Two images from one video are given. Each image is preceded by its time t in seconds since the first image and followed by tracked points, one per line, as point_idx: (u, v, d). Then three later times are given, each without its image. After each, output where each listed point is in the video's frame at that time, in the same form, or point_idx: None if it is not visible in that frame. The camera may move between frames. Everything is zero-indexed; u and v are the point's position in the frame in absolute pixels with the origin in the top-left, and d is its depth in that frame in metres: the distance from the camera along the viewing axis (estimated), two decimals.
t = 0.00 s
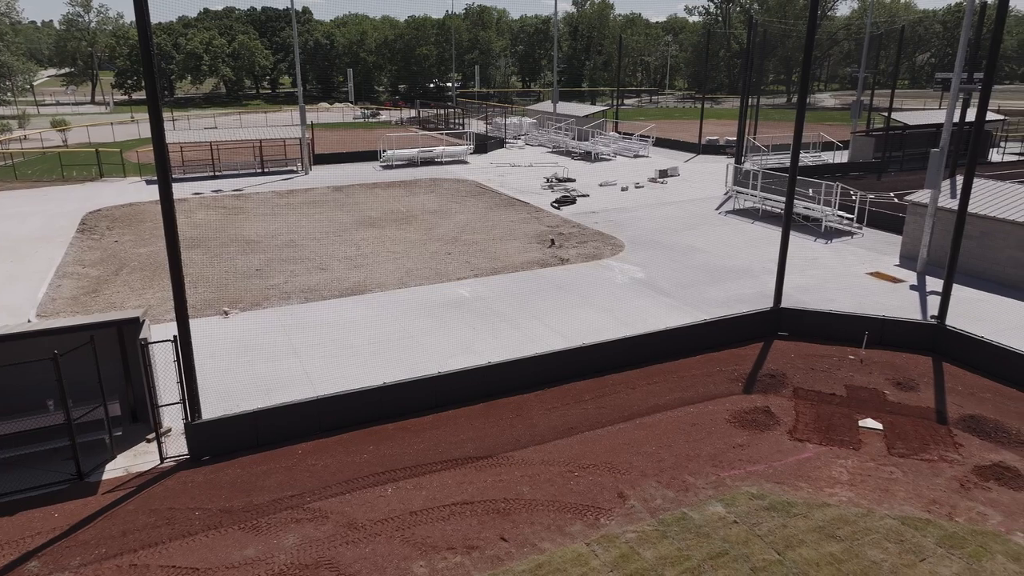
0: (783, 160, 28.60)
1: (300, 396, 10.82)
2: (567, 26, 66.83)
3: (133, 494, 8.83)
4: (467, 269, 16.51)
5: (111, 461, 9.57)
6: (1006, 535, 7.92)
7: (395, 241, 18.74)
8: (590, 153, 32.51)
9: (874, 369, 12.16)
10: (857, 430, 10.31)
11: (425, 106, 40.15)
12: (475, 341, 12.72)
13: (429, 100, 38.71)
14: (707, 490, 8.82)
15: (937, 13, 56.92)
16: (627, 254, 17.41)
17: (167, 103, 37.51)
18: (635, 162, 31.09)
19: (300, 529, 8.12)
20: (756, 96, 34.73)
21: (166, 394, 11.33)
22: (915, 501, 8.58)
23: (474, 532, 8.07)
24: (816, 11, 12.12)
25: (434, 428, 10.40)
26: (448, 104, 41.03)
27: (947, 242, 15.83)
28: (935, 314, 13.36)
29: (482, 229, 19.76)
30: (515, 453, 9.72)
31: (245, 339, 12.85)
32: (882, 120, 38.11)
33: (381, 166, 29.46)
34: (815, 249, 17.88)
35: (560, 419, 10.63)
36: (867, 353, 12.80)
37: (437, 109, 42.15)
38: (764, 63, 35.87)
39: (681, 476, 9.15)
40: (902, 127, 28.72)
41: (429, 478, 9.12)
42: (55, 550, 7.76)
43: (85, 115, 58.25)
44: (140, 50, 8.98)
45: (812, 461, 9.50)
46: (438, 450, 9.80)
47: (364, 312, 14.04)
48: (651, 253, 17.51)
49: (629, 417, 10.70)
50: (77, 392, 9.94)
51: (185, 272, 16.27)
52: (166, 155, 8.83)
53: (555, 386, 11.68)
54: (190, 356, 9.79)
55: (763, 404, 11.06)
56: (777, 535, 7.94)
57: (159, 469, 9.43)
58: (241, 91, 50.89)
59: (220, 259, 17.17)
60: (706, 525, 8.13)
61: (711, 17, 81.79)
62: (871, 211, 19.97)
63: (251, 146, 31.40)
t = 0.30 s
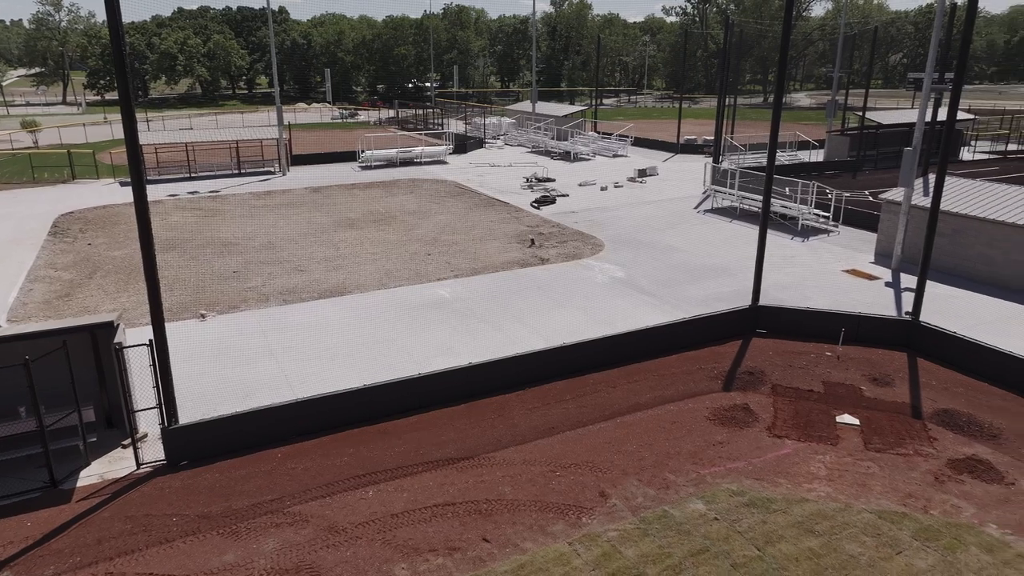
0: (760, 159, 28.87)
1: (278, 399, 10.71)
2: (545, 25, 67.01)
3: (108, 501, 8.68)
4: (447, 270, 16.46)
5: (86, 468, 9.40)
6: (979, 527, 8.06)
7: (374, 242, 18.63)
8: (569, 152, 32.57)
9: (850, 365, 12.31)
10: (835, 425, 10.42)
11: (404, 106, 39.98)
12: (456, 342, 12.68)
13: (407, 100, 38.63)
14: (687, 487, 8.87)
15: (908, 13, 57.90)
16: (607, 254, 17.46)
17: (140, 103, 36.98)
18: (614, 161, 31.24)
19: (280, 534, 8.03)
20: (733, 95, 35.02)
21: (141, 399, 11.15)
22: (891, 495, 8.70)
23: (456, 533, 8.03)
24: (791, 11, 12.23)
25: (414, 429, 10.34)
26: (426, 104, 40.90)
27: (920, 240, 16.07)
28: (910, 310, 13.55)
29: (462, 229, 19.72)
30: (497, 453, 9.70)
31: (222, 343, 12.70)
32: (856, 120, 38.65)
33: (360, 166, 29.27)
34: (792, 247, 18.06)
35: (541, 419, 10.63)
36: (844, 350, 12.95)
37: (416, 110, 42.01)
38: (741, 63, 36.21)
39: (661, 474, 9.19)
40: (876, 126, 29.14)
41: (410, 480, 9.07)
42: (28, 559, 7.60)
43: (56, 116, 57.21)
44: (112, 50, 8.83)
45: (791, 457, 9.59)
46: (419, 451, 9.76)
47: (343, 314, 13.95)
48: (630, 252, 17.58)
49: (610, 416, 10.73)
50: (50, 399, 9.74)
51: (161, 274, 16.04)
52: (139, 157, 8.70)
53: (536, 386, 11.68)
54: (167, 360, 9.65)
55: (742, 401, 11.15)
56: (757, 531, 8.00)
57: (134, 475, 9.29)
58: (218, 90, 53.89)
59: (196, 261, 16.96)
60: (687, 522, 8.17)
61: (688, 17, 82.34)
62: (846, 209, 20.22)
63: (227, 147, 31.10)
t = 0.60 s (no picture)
0: (736, 158, 29.15)
1: (256, 403, 10.58)
2: (523, 25, 66.95)
3: (82, 509, 8.52)
4: (426, 271, 16.39)
5: (58, 476, 9.23)
6: (952, 519, 8.19)
7: (352, 243, 18.50)
8: (548, 152, 32.64)
9: (826, 361, 12.46)
10: (812, 421, 10.53)
11: (381, 106, 39.79)
12: (435, 343, 12.63)
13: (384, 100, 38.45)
14: (667, 485, 8.91)
15: (880, 14, 58.75)
16: (586, 253, 17.51)
17: (112, 104, 36.39)
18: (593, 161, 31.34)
19: (259, 538, 7.94)
20: (709, 95, 35.32)
21: (115, 404, 10.97)
22: (867, 489, 8.81)
23: (437, 535, 7.99)
24: (765, 12, 12.31)
25: (394, 431, 10.28)
26: (404, 104, 40.75)
27: (893, 237, 16.32)
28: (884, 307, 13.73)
29: (441, 230, 19.66)
30: (477, 454, 9.68)
31: (198, 346, 12.53)
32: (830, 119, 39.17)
33: (337, 167, 29.07)
34: (769, 245, 18.24)
35: (522, 419, 10.62)
36: (819, 346, 13.10)
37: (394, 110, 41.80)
38: (716, 63, 36.51)
39: (642, 472, 9.22)
40: (850, 125, 29.56)
41: (390, 482, 9.01)
42: None
43: (25, 117, 56.02)
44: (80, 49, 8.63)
45: (769, 453, 9.68)
46: (399, 453, 9.70)
47: (321, 316, 13.83)
48: (609, 252, 17.63)
49: (590, 415, 10.75)
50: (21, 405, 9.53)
51: (135, 277, 15.80)
52: (110, 158, 8.53)
53: (516, 387, 11.67)
54: (141, 365, 9.49)
55: (721, 399, 11.23)
56: (736, 527, 8.05)
57: (108, 483, 9.11)
58: (192, 92, 52.69)
59: (171, 264, 16.73)
60: (667, 520, 8.21)
61: (665, 17, 82.88)
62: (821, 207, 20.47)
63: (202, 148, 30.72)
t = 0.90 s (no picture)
0: (714, 158, 29.39)
1: (235, 407, 10.46)
2: (502, 25, 66.99)
3: (56, 517, 8.36)
4: (406, 271, 16.32)
5: (31, 484, 9.04)
6: (928, 512, 8.31)
7: (331, 244, 18.37)
8: (527, 152, 32.68)
9: (804, 358, 12.60)
10: (790, 418, 10.63)
11: (359, 107, 39.58)
12: (416, 344, 12.57)
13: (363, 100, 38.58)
14: (649, 483, 8.94)
15: (854, 14, 59.65)
16: (566, 253, 17.54)
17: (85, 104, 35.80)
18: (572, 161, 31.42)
19: (238, 543, 7.85)
20: (687, 95, 35.60)
21: (89, 410, 10.77)
22: (845, 484, 8.91)
23: (419, 537, 7.95)
24: (741, 12, 12.38)
25: (376, 433, 10.22)
26: (383, 104, 40.57)
27: (868, 235, 16.54)
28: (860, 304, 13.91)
29: (421, 230, 19.59)
30: (459, 455, 9.65)
31: (175, 350, 12.37)
32: (806, 118, 39.64)
33: (315, 168, 28.85)
34: (747, 243, 18.41)
35: (503, 419, 10.61)
36: (797, 343, 13.24)
37: (373, 110, 41.58)
38: (694, 63, 36.77)
39: (624, 470, 9.25)
40: (825, 124, 29.93)
41: (372, 485, 8.95)
42: None
43: None
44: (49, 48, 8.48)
45: (749, 450, 9.76)
46: (380, 455, 9.65)
47: (300, 318, 13.71)
48: (589, 251, 17.68)
49: (571, 415, 10.77)
50: None
51: (109, 281, 15.56)
52: (82, 160, 8.38)
53: (497, 387, 11.66)
54: (116, 370, 9.33)
55: (701, 396, 11.31)
56: (717, 524, 8.11)
57: (83, 490, 8.95)
58: (167, 92, 53.52)
59: (146, 267, 16.50)
60: (649, 518, 8.24)
61: (643, 17, 83.31)
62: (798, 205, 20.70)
63: (177, 149, 30.35)
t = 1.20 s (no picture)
0: (692, 157, 29.59)
1: (214, 410, 10.35)
2: (480, 25, 66.90)
3: (30, 525, 8.19)
4: (386, 272, 16.25)
5: (4, 492, 8.87)
6: (904, 506, 8.43)
7: (310, 245, 18.23)
8: (507, 152, 32.68)
9: (782, 355, 12.73)
10: (769, 414, 10.73)
11: (338, 107, 39.32)
12: (397, 345, 12.51)
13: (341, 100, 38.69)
14: (631, 481, 8.98)
15: (828, 15, 60.48)
16: (546, 253, 17.57)
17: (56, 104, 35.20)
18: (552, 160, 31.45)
19: (218, 549, 7.75)
20: (665, 94, 35.84)
21: (64, 416, 10.59)
22: (824, 479, 9.02)
23: (402, 539, 7.91)
24: (718, 12, 12.46)
25: (357, 435, 10.16)
26: (362, 104, 40.35)
27: (844, 233, 16.75)
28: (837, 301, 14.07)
29: (401, 231, 19.50)
30: (441, 456, 9.62)
31: (151, 353, 12.19)
32: (783, 117, 40.00)
33: (294, 169, 28.62)
34: (726, 242, 18.57)
35: (486, 419, 10.60)
36: (776, 340, 13.37)
37: (351, 110, 41.36)
38: (671, 63, 36.96)
39: (605, 469, 9.28)
40: (802, 123, 30.28)
41: (354, 487, 8.89)
42: None
43: None
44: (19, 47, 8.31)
45: (729, 446, 9.84)
46: (361, 458, 9.58)
47: (279, 320, 13.58)
48: (569, 251, 17.72)
49: (554, 414, 10.79)
50: None
51: (83, 284, 15.30)
52: (53, 160, 8.22)
53: (479, 387, 11.64)
54: (91, 375, 9.18)
55: (682, 394, 11.38)
56: (699, 521, 8.16)
57: (58, 497, 8.78)
58: (141, 92, 54.14)
59: (121, 269, 16.25)
60: (631, 515, 8.27)
61: (621, 17, 83.65)
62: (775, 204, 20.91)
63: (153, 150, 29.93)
